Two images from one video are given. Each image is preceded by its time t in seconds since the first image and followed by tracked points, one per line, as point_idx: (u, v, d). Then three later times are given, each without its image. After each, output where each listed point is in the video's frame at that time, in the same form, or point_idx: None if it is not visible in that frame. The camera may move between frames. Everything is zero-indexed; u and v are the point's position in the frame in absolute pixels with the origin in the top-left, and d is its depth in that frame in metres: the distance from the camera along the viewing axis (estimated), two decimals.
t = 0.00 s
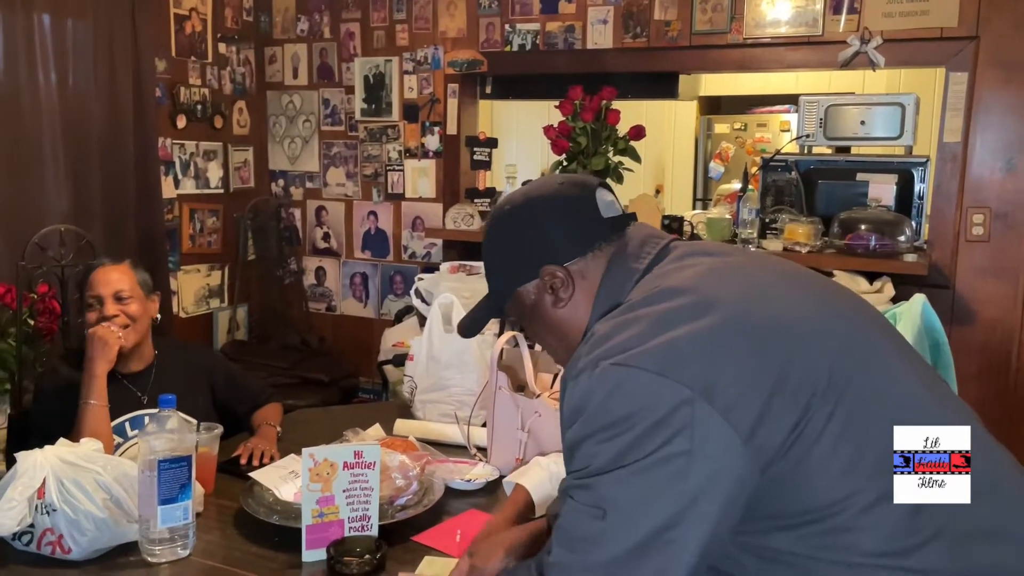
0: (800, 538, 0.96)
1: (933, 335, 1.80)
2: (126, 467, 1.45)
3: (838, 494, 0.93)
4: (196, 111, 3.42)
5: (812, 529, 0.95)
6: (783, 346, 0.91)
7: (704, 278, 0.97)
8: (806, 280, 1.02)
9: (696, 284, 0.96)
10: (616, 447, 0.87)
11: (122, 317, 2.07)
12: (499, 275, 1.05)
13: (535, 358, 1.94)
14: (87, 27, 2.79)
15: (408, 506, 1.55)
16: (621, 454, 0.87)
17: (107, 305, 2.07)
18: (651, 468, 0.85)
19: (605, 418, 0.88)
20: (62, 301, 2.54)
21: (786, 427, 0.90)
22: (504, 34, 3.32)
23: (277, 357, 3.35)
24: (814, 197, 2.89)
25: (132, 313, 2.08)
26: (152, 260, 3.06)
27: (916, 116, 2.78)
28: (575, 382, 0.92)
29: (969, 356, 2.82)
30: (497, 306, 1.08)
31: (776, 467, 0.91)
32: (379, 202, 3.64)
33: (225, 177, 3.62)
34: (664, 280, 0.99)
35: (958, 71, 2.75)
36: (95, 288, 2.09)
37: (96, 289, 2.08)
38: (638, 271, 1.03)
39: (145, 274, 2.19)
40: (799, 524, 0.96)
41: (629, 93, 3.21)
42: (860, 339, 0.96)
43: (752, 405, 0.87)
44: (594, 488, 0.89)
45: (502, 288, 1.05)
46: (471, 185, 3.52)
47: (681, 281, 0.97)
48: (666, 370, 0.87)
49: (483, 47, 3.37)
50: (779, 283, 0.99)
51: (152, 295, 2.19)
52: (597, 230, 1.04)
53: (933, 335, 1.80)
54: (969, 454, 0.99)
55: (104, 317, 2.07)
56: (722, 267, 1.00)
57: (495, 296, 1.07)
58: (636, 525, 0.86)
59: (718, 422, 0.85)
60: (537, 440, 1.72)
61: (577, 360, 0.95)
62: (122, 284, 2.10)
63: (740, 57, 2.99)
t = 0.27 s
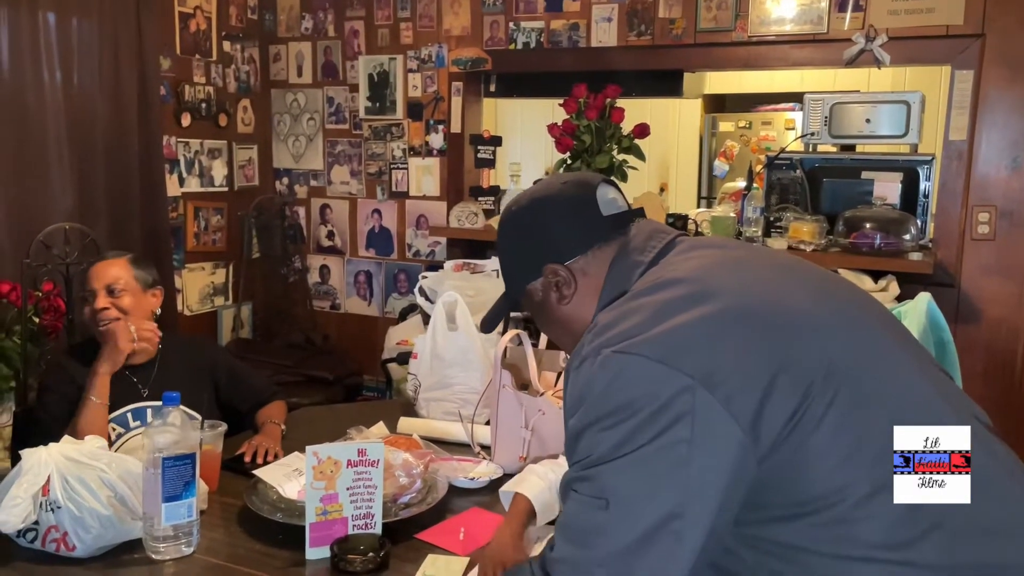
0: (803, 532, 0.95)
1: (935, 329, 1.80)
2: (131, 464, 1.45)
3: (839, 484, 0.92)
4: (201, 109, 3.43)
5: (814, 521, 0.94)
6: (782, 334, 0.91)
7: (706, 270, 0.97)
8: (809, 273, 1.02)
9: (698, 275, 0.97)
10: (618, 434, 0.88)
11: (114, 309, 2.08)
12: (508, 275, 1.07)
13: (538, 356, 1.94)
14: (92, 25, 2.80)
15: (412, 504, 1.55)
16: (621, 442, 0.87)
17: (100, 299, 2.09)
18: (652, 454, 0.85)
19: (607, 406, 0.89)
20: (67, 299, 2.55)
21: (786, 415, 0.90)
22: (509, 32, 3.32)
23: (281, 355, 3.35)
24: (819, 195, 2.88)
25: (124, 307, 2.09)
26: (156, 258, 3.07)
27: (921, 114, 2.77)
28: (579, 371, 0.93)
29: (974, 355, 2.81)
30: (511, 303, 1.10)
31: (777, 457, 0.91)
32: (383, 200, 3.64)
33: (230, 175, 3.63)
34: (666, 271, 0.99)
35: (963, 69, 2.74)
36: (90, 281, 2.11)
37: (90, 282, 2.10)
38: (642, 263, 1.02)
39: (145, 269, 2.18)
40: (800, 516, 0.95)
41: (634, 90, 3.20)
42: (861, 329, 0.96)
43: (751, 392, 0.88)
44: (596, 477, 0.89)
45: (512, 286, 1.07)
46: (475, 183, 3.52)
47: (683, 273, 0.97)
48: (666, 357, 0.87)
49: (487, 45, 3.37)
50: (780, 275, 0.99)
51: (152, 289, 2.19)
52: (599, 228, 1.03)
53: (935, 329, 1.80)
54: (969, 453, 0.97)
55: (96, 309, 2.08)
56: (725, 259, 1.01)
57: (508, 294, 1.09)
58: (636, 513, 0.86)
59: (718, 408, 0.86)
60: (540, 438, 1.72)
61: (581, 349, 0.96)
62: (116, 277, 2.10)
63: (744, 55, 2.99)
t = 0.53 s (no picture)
0: (818, 526, 0.94)
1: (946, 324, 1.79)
2: (139, 459, 1.45)
3: (851, 477, 0.92)
4: (207, 106, 3.43)
5: (830, 516, 0.93)
6: (795, 326, 0.91)
7: (721, 264, 0.97)
8: (824, 267, 1.02)
9: (712, 268, 0.96)
10: (632, 427, 0.88)
11: (115, 306, 2.10)
12: (527, 271, 1.07)
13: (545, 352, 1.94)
14: (98, 22, 2.80)
15: (420, 500, 1.55)
16: (636, 434, 0.87)
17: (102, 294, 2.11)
18: (666, 447, 0.85)
19: (622, 399, 0.89)
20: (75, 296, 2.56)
21: (799, 407, 0.90)
22: (515, 29, 3.31)
23: (287, 353, 3.36)
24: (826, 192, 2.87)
25: (126, 303, 2.11)
26: (163, 255, 3.07)
27: (929, 112, 2.76)
28: (595, 365, 0.93)
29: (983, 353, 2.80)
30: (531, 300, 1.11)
31: (790, 449, 0.90)
32: (389, 197, 3.64)
33: (236, 172, 3.63)
34: (681, 266, 0.99)
35: (972, 66, 2.73)
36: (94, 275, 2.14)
37: (95, 277, 2.13)
38: (660, 258, 1.02)
39: (150, 264, 2.20)
40: (812, 510, 0.94)
41: (640, 87, 3.20)
42: (875, 323, 0.96)
43: (764, 384, 0.87)
44: (611, 470, 0.89)
45: (530, 284, 1.08)
46: (481, 180, 3.52)
47: (698, 266, 0.97)
48: (680, 350, 0.87)
49: (493, 43, 3.36)
50: (795, 269, 0.99)
51: (156, 285, 2.20)
52: (617, 224, 1.03)
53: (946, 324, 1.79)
54: (971, 453, 0.95)
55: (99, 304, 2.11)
56: (741, 252, 1.00)
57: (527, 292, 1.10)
58: (650, 506, 0.86)
59: (731, 400, 0.86)
60: (548, 434, 1.71)
61: (596, 343, 0.96)
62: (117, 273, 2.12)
63: (752, 52, 2.98)
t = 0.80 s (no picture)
0: (844, 528, 0.94)
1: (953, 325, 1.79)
2: (147, 460, 1.46)
3: (873, 478, 0.92)
4: (213, 106, 3.43)
5: (855, 518, 0.93)
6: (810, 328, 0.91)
7: (733, 263, 0.97)
8: (835, 266, 1.02)
9: (726, 270, 0.96)
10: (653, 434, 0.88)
11: (121, 304, 2.10)
12: (538, 269, 1.07)
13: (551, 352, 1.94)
14: (105, 22, 2.81)
15: (426, 501, 1.55)
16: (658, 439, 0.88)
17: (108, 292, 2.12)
18: (687, 453, 0.85)
19: (642, 406, 0.89)
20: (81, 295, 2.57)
21: (819, 410, 0.90)
22: (520, 28, 3.31)
23: (293, 352, 3.37)
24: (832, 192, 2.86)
25: (131, 302, 2.11)
26: (169, 254, 3.08)
27: (935, 111, 2.76)
28: (615, 372, 0.94)
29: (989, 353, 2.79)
30: (542, 299, 1.11)
31: (812, 450, 0.91)
32: (394, 197, 3.65)
33: (242, 172, 3.63)
34: (694, 267, 0.98)
35: (978, 66, 2.73)
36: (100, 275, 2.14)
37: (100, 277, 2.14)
38: (672, 257, 1.02)
39: (155, 263, 2.21)
40: (834, 510, 0.94)
41: (646, 87, 3.19)
42: (889, 319, 0.95)
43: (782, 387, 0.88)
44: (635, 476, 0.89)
45: (542, 283, 1.07)
46: (486, 179, 3.53)
47: (710, 267, 0.97)
48: (697, 355, 0.88)
49: (499, 42, 3.36)
50: (807, 268, 0.99)
51: (161, 283, 2.21)
52: (630, 222, 1.03)
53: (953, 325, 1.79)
54: (972, 453, 0.94)
55: (105, 303, 2.11)
56: (753, 251, 1.00)
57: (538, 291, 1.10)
58: (676, 510, 0.86)
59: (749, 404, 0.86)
60: (554, 435, 1.71)
61: (615, 350, 0.96)
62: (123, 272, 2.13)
63: (757, 51, 2.97)
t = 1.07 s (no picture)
0: (856, 529, 0.94)
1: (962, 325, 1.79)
2: (155, 457, 1.45)
3: (884, 479, 0.92)
4: (219, 104, 3.44)
5: (869, 518, 0.94)
6: (826, 332, 0.91)
7: (744, 266, 0.97)
8: (847, 267, 1.01)
9: (738, 272, 0.96)
10: (669, 438, 0.87)
11: (131, 302, 2.12)
12: (547, 274, 1.07)
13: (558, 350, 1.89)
14: (111, 20, 2.82)
15: (433, 498, 1.55)
16: (673, 444, 0.87)
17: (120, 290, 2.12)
18: (705, 457, 0.85)
19: (658, 410, 0.88)
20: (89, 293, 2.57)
21: (835, 413, 0.89)
22: (526, 26, 3.31)
23: (297, 350, 3.39)
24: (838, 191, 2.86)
25: (141, 299, 2.13)
26: (175, 252, 3.09)
27: (942, 110, 2.75)
28: (627, 376, 0.93)
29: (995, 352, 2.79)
30: (550, 304, 1.11)
31: (828, 454, 0.90)
32: (399, 195, 3.65)
33: (247, 170, 3.64)
34: (706, 271, 0.98)
35: (986, 64, 2.72)
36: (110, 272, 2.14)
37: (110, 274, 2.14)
38: (684, 260, 1.01)
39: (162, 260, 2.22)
40: (849, 513, 0.94)
41: (651, 85, 3.19)
42: (901, 320, 0.96)
43: (799, 391, 0.87)
44: (649, 481, 0.89)
45: (549, 288, 1.07)
46: (491, 178, 3.53)
47: (721, 270, 0.97)
48: (713, 359, 0.87)
49: (504, 40, 3.36)
50: (818, 272, 0.98)
51: (168, 281, 2.23)
52: (640, 226, 1.03)
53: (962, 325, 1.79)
54: (972, 452, 0.94)
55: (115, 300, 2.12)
56: (764, 255, 1.00)
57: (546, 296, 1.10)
58: (693, 515, 0.86)
59: (768, 408, 0.86)
60: (561, 433, 1.72)
61: (627, 353, 0.96)
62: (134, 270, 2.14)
63: (763, 49, 2.97)
